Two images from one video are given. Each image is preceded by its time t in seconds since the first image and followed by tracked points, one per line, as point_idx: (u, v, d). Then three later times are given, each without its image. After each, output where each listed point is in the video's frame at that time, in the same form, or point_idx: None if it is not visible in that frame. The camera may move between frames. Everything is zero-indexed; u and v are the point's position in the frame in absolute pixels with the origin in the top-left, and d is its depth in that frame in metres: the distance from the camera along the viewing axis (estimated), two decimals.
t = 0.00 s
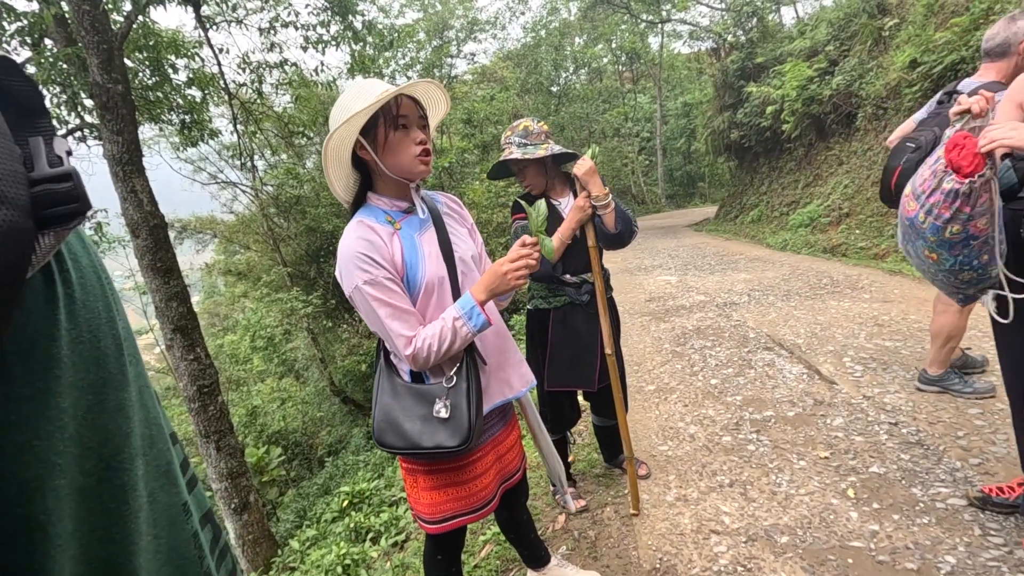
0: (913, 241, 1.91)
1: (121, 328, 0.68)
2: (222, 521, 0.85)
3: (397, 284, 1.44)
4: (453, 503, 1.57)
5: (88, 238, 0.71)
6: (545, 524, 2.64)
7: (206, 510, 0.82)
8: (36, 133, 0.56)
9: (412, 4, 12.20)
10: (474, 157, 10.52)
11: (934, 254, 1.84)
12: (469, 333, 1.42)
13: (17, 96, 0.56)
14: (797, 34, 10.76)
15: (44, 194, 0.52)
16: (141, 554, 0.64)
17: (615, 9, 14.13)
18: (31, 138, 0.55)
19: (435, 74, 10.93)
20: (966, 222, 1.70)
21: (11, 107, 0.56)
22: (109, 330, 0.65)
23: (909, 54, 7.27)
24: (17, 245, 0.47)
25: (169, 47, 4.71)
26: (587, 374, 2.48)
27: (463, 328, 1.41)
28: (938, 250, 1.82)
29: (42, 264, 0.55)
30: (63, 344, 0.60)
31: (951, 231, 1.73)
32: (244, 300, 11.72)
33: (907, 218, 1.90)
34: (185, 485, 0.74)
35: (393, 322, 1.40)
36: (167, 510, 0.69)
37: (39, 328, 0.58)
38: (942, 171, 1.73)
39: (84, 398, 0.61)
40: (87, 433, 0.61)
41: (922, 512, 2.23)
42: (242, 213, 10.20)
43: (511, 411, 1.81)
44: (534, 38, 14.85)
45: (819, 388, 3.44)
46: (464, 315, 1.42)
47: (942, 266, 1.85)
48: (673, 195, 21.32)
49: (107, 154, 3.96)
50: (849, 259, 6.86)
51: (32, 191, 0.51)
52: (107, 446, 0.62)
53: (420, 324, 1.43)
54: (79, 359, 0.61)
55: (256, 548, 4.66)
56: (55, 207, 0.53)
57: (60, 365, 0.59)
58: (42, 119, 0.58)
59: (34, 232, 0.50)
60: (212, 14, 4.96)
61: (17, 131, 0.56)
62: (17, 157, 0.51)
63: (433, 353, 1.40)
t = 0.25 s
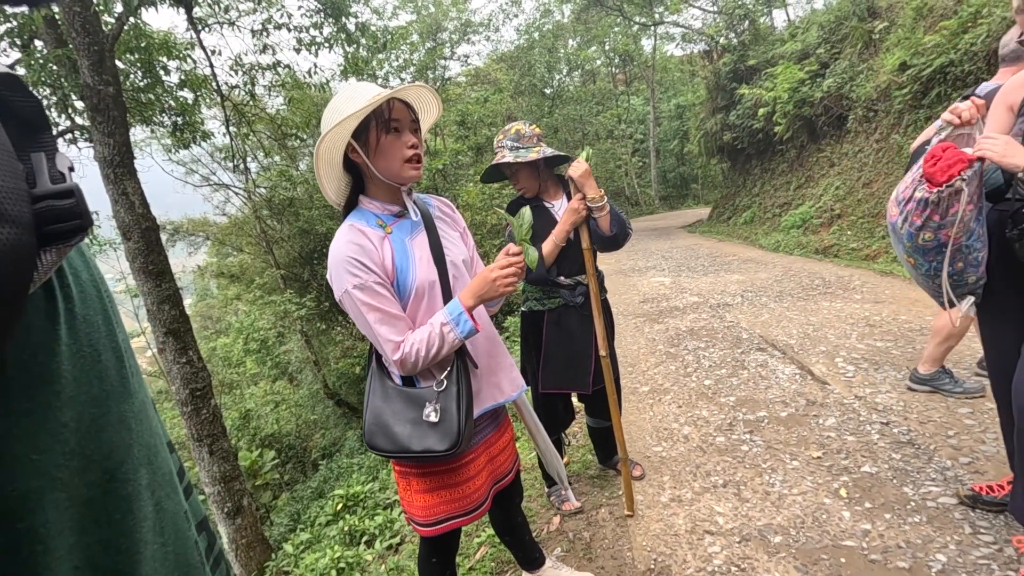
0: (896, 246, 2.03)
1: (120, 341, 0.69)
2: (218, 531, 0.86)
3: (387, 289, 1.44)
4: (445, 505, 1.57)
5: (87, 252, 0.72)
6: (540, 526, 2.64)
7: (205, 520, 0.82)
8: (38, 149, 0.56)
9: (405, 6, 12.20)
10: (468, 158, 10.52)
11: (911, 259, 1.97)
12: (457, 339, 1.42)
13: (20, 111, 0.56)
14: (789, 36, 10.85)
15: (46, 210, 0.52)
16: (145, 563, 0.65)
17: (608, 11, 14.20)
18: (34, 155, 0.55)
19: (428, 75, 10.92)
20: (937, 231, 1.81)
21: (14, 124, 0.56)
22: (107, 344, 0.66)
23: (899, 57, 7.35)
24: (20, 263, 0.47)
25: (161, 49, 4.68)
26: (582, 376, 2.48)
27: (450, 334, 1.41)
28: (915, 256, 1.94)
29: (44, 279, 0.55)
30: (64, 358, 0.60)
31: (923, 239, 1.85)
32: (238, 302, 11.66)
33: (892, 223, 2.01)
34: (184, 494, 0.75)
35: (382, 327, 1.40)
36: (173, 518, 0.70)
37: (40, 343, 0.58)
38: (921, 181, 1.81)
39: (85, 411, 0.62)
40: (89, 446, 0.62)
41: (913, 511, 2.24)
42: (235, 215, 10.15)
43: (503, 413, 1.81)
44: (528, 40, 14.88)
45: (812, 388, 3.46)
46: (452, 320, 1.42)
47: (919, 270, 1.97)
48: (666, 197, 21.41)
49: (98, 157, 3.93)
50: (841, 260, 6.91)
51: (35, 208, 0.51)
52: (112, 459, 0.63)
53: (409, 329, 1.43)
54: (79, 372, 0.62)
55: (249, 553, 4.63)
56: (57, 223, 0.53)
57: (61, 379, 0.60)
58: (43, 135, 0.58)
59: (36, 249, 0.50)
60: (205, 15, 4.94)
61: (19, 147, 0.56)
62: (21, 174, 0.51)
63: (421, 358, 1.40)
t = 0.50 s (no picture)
0: (900, 250, 1.93)
1: (119, 335, 0.69)
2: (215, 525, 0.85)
3: (381, 288, 1.44)
4: (440, 503, 1.56)
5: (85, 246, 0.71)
6: (536, 523, 2.65)
7: (202, 516, 0.81)
8: (38, 143, 0.56)
9: (401, 3, 12.16)
10: (464, 157, 10.50)
11: (919, 261, 1.87)
12: (450, 339, 1.41)
13: (19, 104, 0.56)
14: (784, 35, 10.90)
15: (46, 203, 0.51)
16: (142, 559, 0.64)
17: (604, 10, 14.19)
18: (33, 148, 0.55)
19: (424, 73, 10.89)
20: (948, 227, 1.73)
21: (13, 118, 0.56)
22: (106, 338, 0.66)
23: (894, 56, 7.38)
24: (21, 256, 0.47)
25: (155, 45, 4.64)
26: (576, 374, 2.48)
27: (444, 334, 1.41)
28: (923, 257, 1.84)
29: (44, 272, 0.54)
30: (64, 352, 0.60)
31: (934, 236, 1.76)
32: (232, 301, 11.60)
33: (895, 227, 1.93)
34: (183, 488, 0.74)
35: (377, 326, 1.39)
36: (170, 513, 0.69)
37: (37, 337, 0.58)
38: (925, 179, 1.76)
39: (84, 405, 0.62)
40: (88, 440, 0.61)
41: (907, 507, 2.26)
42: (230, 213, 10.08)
43: (498, 411, 1.81)
44: (524, 38, 14.85)
45: (806, 386, 3.48)
46: (444, 320, 1.41)
47: (927, 274, 1.88)
48: (662, 196, 21.48)
49: (91, 154, 3.89)
50: (835, 258, 6.95)
51: (35, 201, 0.51)
52: (110, 453, 0.63)
53: (402, 328, 1.43)
54: (78, 366, 0.62)
55: (244, 552, 4.61)
56: (57, 216, 0.52)
57: (59, 372, 0.59)
58: (42, 128, 0.58)
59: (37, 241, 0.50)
60: (199, 12, 4.91)
61: (19, 141, 0.56)
62: (21, 167, 0.50)
63: (414, 358, 1.40)
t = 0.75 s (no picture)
0: (920, 247, 1.71)
1: (110, 333, 0.69)
2: (211, 527, 0.84)
3: (381, 288, 1.43)
4: (442, 503, 1.56)
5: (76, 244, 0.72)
6: (536, 523, 2.65)
7: (198, 516, 0.80)
8: (28, 139, 0.56)
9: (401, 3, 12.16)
10: (464, 157, 10.50)
11: (947, 253, 1.64)
12: (445, 336, 1.40)
13: (10, 98, 0.56)
14: (784, 35, 10.90)
15: (38, 199, 0.51)
16: (135, 558, 0.63)
17: (604, 10, 14.18)
18: (24, 144, 0.55)
19: (424, 73, 10.88)
20: (982, 207, 1.55)
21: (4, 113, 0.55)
22: (97, 335, 0.66)
23: (894, 57, 7.38)
24: (11, 251, 0.46)
25: (155, 45, 4.64)
26: (573, 374, 2.48)
27: (438, 332, 1.39)
28: (953, 246, 1.62)
29: (34, 267, 0.54)
30: (55, 347, 0.60)
31: (967, 219, 1.57)
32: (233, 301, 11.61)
33: (909, 226, 1.74)
34: (175, 488, 0.73)
35: (377, 326, 1.38)
36: (162, 513, 0.67)
37: (29, 332, 0.58)
38: (943, 166, 1.65)
39: (76, 402, 0.61)
40: (80, 437, 0.61)
41: (907, 507, 2.26)
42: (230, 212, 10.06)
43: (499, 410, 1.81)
44: (524, 38, 14.85)
45: (807, 386, 3.47)
46: (437, 320, 1.39)
47: (957, 268, 1.63)
48: (663, 196, 21.47)
49: (92, 154, 3.89)
50: (836, 258, 6.95)
51: (26, 196, 0.50)
52: (101, 451, 0.62)
53: (402, 329, 1.42)
54: (69, 362, 0.62)
55: (245, 551, 4.61)
56: (49, 211, 0.52)
57: (51, 368, 0.59)
58: (35, 125, 0.58)
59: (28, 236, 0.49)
60: (199, 11, 4.90)
61: (9, 136, 0.55)
62: (11, 163, 0.50)
63: (411, 359, 1.39)
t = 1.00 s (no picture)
0: (924, 246, 1.70)
1: (108, 334, 0.68)
2: (211, 528, 0.85)
3: (384, 288, 1.43)
4: (443, 503, 1.56)
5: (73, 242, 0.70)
6: (537, 524, 2.64)
7: (198, 518, 0.80)
8: (24, 137, 0.55)
9: (402, 4, 12.17)
10: (465, 157, 10.51)
11: (953, 249, 1.62)
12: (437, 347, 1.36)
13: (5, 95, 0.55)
14: (785, 35, 10.91)
15: (33, 199, 0.50)
16: (132, 562, 0.63)
17: (605, 10, 14.19)
18: (20, 143, 0.54)
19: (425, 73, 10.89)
20: (987, 201, 1.55)
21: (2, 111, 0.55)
22: (95, 336, 0.65)
23: (896, 57, 7.36)
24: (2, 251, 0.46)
25: (156, 45, 4.64)
26: (571, 375, 2.48)
27: (431, 343, 1.35)
28: (958, 241, 1.60)
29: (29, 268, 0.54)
30: (51, 350, 0.59)
31: (971, 213, 1.57)
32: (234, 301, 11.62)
33: (912, 225, 1.74)
34: (172, 490, 0.73)
35: (377, 327, 1.38)
36: (158, 517, 0.68)
37: (24, 336, 0.57)
38: (945, 165, 1.66)
39: (71, 405, 0.61)
40: (76, 441, 0.61)
41: (909, 508, 2.25)
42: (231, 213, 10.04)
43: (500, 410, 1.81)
44: (525, 39, 14.85)
45: (808, 386, 3.47)
46: (428, 330, 1.34)
47: (962, 265, 1.61)
48: (664, 196, 21.45)
49: (93, 154, 3.90)
50: (837, 259, 6.94)
51: (20, 197, 0.50)
52: (97, 455, 0.62)
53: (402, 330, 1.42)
54: (65, 366, 0.61)
55: (246, 552, 4.61)
56: (45, 212, 0.52)
57: (46, 371, 0.59)
58: (32, 122, 0.58)
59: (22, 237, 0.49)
60: (200, 12, 4.91)
61: (5, 135, 0.55)
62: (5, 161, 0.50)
63: (407, 363, 1.37)
